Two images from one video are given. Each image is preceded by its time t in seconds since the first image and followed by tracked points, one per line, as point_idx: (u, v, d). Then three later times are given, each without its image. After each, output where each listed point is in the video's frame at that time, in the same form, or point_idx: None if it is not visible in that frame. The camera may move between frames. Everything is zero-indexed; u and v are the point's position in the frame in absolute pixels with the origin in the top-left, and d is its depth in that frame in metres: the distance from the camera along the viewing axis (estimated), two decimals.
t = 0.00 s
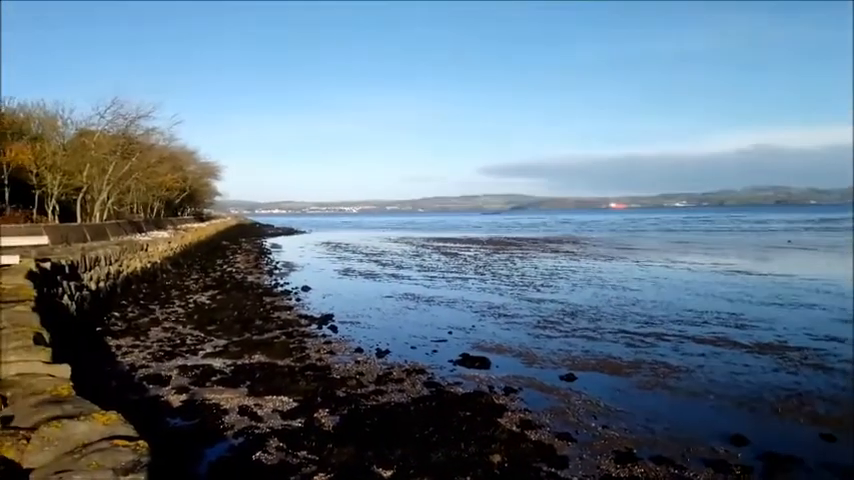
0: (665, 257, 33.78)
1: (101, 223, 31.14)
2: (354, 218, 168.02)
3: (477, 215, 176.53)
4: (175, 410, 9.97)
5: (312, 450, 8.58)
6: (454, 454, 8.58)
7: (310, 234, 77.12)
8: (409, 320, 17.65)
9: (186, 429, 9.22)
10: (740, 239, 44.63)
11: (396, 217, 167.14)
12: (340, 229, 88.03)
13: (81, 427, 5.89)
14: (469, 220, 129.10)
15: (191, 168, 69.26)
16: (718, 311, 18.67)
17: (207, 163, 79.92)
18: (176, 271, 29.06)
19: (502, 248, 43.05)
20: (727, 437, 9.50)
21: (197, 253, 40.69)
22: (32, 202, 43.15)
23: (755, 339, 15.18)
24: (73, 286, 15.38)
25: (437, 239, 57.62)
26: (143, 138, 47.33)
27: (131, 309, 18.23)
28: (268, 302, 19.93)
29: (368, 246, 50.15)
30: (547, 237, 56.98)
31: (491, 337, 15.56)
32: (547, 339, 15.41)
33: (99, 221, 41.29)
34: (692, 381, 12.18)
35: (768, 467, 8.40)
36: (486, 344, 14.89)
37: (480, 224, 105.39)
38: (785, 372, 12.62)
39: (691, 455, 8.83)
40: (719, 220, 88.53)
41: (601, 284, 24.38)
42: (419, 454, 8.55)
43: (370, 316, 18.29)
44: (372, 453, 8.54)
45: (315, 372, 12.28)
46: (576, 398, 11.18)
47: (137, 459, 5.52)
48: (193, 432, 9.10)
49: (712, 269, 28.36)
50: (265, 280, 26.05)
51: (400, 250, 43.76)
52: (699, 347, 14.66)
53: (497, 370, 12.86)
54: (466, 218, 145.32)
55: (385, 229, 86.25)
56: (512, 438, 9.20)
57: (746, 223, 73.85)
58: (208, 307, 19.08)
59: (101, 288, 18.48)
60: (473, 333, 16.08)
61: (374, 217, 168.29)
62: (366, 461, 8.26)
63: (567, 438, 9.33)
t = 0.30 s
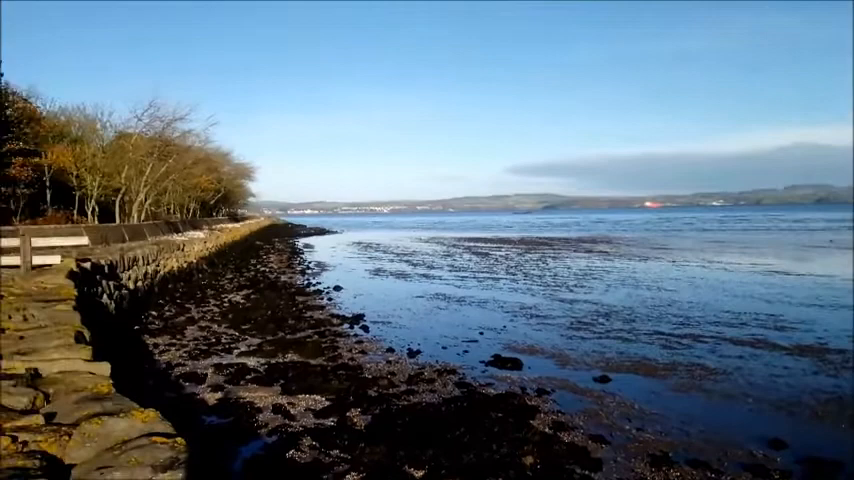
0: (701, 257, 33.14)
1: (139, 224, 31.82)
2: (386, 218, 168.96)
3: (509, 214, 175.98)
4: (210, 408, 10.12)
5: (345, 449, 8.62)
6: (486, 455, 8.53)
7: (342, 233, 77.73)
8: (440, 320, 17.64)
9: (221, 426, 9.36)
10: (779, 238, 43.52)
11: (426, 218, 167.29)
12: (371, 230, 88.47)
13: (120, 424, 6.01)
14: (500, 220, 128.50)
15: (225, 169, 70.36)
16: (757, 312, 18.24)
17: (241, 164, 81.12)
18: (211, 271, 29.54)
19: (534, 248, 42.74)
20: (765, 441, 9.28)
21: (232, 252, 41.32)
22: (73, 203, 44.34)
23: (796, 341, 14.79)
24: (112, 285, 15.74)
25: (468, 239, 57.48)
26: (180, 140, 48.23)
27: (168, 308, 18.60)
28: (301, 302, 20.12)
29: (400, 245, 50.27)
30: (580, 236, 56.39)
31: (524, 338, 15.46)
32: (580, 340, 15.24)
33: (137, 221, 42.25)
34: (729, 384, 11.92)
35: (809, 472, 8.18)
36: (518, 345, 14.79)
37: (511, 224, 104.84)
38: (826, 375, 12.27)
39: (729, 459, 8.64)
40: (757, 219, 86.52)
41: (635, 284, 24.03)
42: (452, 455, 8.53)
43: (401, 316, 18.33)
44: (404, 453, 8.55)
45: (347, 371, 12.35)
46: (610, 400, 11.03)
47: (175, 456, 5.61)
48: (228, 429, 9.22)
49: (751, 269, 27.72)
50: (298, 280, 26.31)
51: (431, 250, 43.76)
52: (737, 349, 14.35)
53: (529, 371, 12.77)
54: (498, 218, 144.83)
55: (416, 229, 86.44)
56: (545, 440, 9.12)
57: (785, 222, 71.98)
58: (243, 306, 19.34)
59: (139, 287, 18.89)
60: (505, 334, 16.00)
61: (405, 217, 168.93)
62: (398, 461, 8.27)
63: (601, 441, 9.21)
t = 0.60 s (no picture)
0: (732, 264, 32.52)
1: (169, 231, 32.32)
2: (411, 225, 169.22)
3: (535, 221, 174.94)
4: (238, 414, 10.21)
5: (371, 456, 8.62)
6: (513, 463, 8.46)
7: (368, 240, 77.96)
8: (466, 327, 17.58)
9: (249, 432, 9.43)
10: (814, 244, 42.48)
11: (451, 224, 167.17)
12: (397, 236, 88.75)
13: (151, 429, 6.08)
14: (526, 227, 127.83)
15: (253, 177, 71.22)
16: (791, 320, 17.83)
17: (269, 172, 82.10)
18: (239, 278, 29.86)
19: (561, 254, 42.38)
20: (800, 451, 9.06)
21: (259, 259, 41.72)
22: (105, 212, 45.26)
23: (831, 350, 14.41)
24: (142, 291, 16.00)
25: (494, 245, 57.23)
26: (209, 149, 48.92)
27: (196, 314, 18.85)
28: (327, 308, 20.23)
29: (425, 252, 50.26)
30: (607, 243, 55.76)
31: (550, 345, 15.32)
32: (608, 348, 15.06)
33: (167, 229, 42.95)
34: (762, 393, 11.67)
35: None
36: (545, 353, 14.66)
37: (537, 229, 104.29)
38: None
39: (762, 469, 8.45)
40: (790, 224, 84.70)
41: (664, 291, 23.68)
42: (478, 463, 8.47)
43: (427, 323, 18.31)
44: (430, 460, 8.51)
45: (373, 377, 12.36)
46: (639, 409, 10.87)
47: (205, 460, 5.65)
48: (255, 435, 9.28)
49: (784, 276, 27.11)
50: (324, 286, 26.46)
51: (457, 257, 43.65)
52: (770, 357, 14.03)
53: (556, 378, 12.65)
54: (523, 224, 143.95)
55: (441, 236, 86.44)
56: (572, 448, 9.02)
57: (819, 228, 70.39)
58: (270, 312, 19.51)
59: (169, 293, 19.17)
60: (531, 341, 15.88)
61: (430, 223, 168.89)
62: (424, 469, 8.24)
63: (630, 450, 9.06)
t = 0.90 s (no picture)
0: (757, 267, 31.99)
1: (192, 235, 32.70)
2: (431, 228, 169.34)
3: (555, 224, 174.01)
4: (261, 416, 10.27)
5: (392, 460, 8.60)
6: (536, 469, 8.39)
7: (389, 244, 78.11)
8: (487, 331, 17.51)
9: (271, 434, 9.47)
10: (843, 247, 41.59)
11: (471, 228, 166.88)
12: (417, 240, 88.84)
13: (176, 431, 6.14)
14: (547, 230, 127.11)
15: (276, 182, 71.80)
16: (818, 324, 17.48)
17: (291, 176, 82.81)
18: (261, 281, 30.09)
19: (582, 258, 42.08)
20: (829, 458, 8.86)
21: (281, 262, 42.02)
22: (130, 216, 45.96)
23: None
24: (167, 295, 16.18)
25: (515, 248, 56.97)
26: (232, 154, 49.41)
27: (220, 317, 19.03)
28: (348, 311, 20.30)
29: (445, 256, 50.22)
30: (630, 246, 55.21)
31: (573, 350, 15.20)
32: (631, 352, 14.90)
33: (190, 233, 43.45)
34: (789, 399, 11.45)
35: None
36: (568, 357, 14.55)
37: (559, 233, 103.78)
38: None
39: (790, 477, 8.27)
40: (817, 228, 83.18)
41: (688, 295, 23.38)
42: (500, 468, 8.41)
43: (448, 326, 18.29)
44: (452, 464, 8.47)
45: (394, 381, 12.36)
46: (663, 414, 10.73)
47: (229, 463, 5.68)
48: (278, 438, 9.33)
49: (811, 280, 26.60)
50: (345, 290, 26.55)
51: (477, 260, 43.53)
52: (797, 362, 13.76)
53: (578, 383, 12.54)
54: (544, 227, 143.29)
55: (462, 239, 86.37)
56: (595, 454, 8.92)
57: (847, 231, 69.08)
58: (292, 315, 19.63)
59: (193, 296, 19.38)
60: (554, 345, 15.77)
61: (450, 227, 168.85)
62: (445, 473, 8.20)
63: (655, 456, 8.94)
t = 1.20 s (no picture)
0: (782, 269, 31.48)
1: (214, 236, 33.06)
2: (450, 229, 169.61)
3: (575, 225, 173.13)
4: (280, 416, 10.32)
5: (411, 460, 8.59)
6: (555, 471, 8.33)
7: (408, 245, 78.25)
8: (506, 332, 17.45)
9: (291, 434, 9.52)
10: None
11: (490, 229, 166.83)
12: (436, 241, 88.88)
13: (198, 430, 6.19)
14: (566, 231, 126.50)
15: (296, 183, 72.36)
16: (844, 327, 17.15)
17: (310, 178, 83.41)
18: (281, 282, 30.31)
19: (603, 259, 41.75)
20: None
21: (301, 263, 42.28)
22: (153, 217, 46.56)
23: None
24: (189, 295, 16.34)
25: (535, 250, 56.69)
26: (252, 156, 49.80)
27: (241, 317, 19.19)
28: (367, 312, 20.35)
29: (464, 257, 50.14)
30: (651, 247, 54.69)
31: (593, 351, 15.08)
32: (652, 354, 14.75)
33: (212, 233, 43.88)
34: (814, 402, 11.24)
35: None
36: (588, 359, 14.44)
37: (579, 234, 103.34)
38: None
39: None
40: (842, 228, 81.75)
41: (711, 297, 23.09)
42: (520, 469, 8.37)
43: (467, 327, 18.27)
44: (471, 465, 8.45)
45: (413, 382, 12.36)
46: (686, 417, 10.59)
47: (250, 462, 5.72)
48: (297, 437, 9.37)
49: (837, 281, 26.12)
50: (364, 290, 26.65)
51: (496, 261, 43.40)
52: (823, 365, 13.51)
53: (599, 385, 12.44)
54: (563, 228, 142.69)
55: (481, 240, 86.36)
56: (615, 457, 8.83)
57: None
58: (311, 316, 19.72)
59: (214, 296, 19.56)
60: (574, 347, 15.67)
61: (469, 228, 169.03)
62: (464, 474, 8.17)
63: (677, 459, 8.83)
